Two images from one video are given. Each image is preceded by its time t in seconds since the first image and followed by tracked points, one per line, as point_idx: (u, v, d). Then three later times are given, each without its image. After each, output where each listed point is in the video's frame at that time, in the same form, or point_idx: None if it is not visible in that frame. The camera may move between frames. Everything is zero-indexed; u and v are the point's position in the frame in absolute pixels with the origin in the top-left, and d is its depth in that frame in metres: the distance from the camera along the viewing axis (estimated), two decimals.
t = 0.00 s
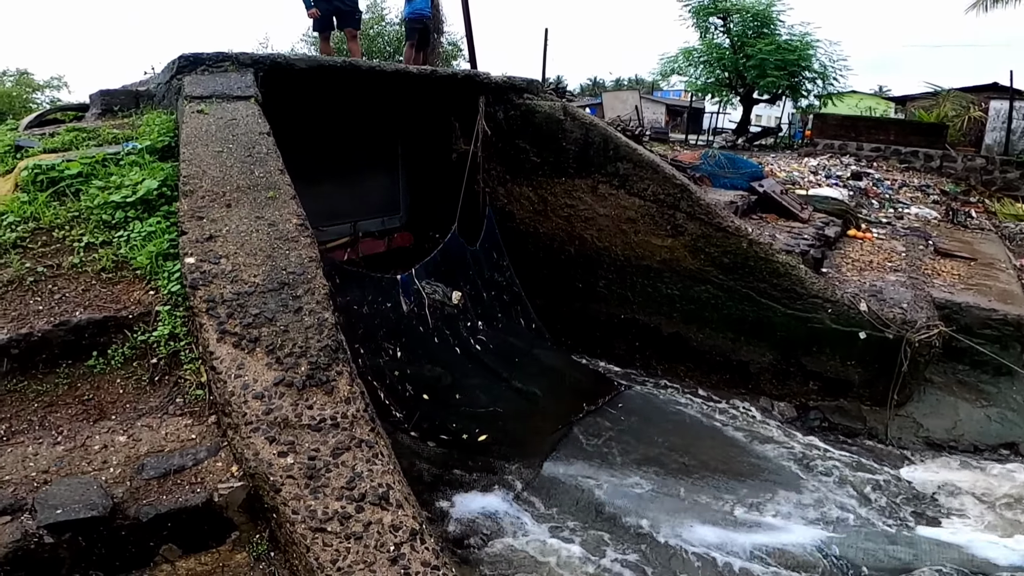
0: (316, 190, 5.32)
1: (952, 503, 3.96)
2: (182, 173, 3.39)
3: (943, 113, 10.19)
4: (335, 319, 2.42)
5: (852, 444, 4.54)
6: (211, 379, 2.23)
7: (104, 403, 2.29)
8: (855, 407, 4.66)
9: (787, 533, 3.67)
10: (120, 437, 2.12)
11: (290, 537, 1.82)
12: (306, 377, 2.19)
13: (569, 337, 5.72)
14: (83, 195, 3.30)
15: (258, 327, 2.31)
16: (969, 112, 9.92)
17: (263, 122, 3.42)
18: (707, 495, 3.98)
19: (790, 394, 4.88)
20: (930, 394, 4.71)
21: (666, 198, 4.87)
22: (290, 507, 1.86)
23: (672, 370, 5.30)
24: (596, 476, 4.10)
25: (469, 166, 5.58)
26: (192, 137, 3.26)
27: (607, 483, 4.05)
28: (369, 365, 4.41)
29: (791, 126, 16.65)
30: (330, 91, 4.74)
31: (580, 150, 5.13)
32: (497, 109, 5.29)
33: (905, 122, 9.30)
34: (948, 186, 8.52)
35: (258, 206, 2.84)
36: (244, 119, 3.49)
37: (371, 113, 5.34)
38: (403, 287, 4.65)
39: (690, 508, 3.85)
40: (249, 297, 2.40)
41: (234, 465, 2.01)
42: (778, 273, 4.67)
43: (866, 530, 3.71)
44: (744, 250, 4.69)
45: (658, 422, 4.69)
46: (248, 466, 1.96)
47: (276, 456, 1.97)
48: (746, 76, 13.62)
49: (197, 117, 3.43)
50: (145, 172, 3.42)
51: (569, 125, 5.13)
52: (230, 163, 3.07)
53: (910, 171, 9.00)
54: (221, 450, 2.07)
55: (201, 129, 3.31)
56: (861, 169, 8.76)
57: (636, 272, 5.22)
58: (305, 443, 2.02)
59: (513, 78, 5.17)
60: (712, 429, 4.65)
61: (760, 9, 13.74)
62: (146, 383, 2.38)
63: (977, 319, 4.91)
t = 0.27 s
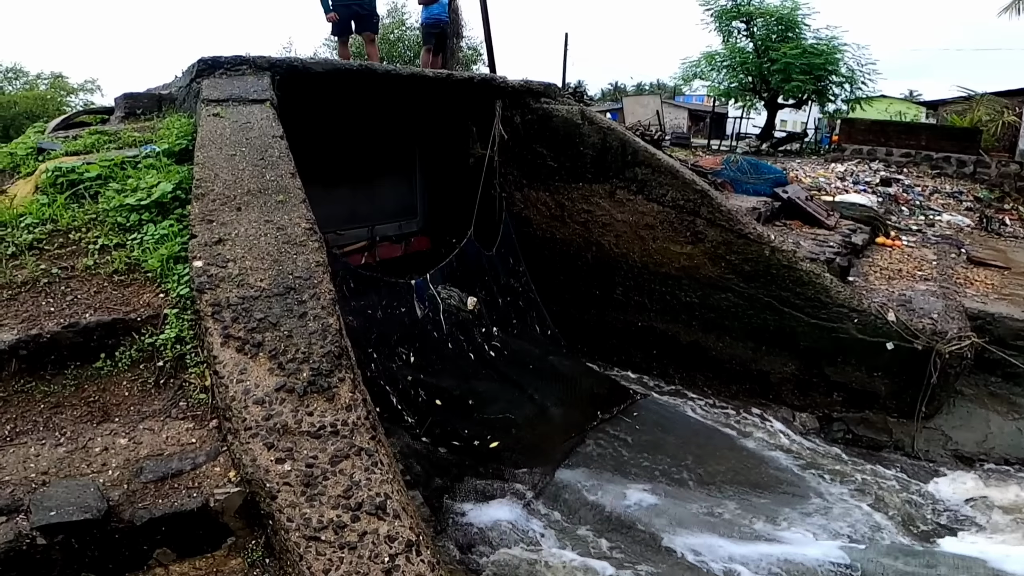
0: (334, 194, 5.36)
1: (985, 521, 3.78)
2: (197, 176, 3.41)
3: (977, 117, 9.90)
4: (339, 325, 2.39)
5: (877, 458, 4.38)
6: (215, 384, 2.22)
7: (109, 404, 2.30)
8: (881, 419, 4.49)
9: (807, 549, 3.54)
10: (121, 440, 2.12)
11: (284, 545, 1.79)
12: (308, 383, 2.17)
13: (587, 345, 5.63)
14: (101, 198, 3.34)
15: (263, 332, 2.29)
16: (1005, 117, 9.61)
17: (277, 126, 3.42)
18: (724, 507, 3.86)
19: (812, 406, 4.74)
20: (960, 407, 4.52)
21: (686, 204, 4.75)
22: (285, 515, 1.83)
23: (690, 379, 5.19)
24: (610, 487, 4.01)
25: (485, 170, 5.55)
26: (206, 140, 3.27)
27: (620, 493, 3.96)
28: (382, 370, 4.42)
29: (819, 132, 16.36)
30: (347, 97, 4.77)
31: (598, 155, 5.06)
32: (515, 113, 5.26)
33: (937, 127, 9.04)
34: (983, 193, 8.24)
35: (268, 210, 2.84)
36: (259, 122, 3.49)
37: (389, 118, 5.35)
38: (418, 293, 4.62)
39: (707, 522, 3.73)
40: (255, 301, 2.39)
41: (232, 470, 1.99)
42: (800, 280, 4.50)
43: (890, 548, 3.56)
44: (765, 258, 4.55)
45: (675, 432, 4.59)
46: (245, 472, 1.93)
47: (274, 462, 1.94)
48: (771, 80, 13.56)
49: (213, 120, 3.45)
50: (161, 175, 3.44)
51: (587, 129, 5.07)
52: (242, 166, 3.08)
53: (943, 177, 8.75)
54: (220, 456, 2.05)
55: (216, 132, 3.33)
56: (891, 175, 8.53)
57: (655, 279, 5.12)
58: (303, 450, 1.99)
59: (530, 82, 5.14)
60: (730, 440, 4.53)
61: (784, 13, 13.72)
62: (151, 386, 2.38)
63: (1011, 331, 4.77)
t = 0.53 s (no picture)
0: (350, 199, 5.34)
1: None
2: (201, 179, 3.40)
3: None
4: (323, 329, 2.33)
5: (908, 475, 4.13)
6: (193, 388, 2.17)
7: (91, 405, 2.28)
8: (913, 435, 4.25)
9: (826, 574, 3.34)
10: (96, 442, 2.10)
11: (245, 554, 1.72)
12: (284, 389, 2.10)
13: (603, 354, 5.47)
14: (107, 200, 3.36)
15: (244, 336, 2.24)
16: None
17: (281, 129, 3.40)
18: (738, 526, 3.68)
19: (838, 422, 4.49)
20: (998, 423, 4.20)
21: (707, 211, 4.58)
22: (248, 523, 1.76)
23: (709, 391, 4.98)
24: (619, 501, 3.86)
25: (501, 176, 5.47)
26: (209, 142, 3.26)
27: (630, 506, 3.83)
28: (391, 375, 4.28)
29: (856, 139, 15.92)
30: (361, 101, 4.74)
31: (616, 160, 4.93)
32: (531, 118, 5.18)
33: (979, 132, 8.67)
34: None
35: (263, 212, 2.80)
36: (265, 125, 3.48)
37: (406, 123, 5.31)
38: (429, 299, 4.48)
39: (719, 541, 3.56)
40: (239, 304, 2.35)
41: (201, 476, 1.94)
42: (828, 291, 4.31)
43: None
44: (790, 267, 4.37)
45: (691, 446, 4.41)
46: (212, 478, 1.88)
47: (241, 468, 1.88)
48: (802, 86, 13.63)
49: (218, 123, 3.45)
50: (166, 178, 3.45)
51: (605, 134, 4.95)
52: (241, 169, 3.06)
53: (986, 184, 8.36)
54: (190, 461, 2.01)
55: (220, 135, 3.32)
56: (929, 182, 8.19)
57: (674, 288, 4.92)
58: (273, 458, 1.92)
59: (547, 86, 5.06)
60: (749, 455, 4.33)
61: (815, 16, 13.81)
62: (134, 388, 2.35)
63: None
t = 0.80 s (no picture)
0: (368, 206, 5.33)
1: None
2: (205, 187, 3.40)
3: None
4: (302, 344, 2.25)
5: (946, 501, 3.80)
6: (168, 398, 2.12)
7: (69, 413, 2.25)
8: (951, 457, 3.93)
9: None
10: (67, 450, 2.06)
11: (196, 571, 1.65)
12: (255, 404, 2.03)
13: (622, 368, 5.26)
14: (113, 207, 3.38)
15: (220, 348, 2.18)
16: None
17: (284, 136, 3.37)
18: (756, 553, 3.45)
19: (870, 443, 4.20)
20: None
21: (732, 222, 4.33)
22: (203, 539, 1.69)
23: (732, 408, 4.71)
24: (629, 522, 3.66)
25: (518, 184, 5.37)
26: (211, 150, 3.24)
27: (643, 525, 3.66)
28: (400, 387, 4.20)
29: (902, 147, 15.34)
30: (377, 107, 4.71)
31: (637, 168, 4.73)
32: (549, 125, 5.06)
33: None
34: None
35: (255, 221, 2.75)
36: (270, 132, 3.45)
37: (424, 131, 5.26)
38: (443, 309, 4.37)
39: (735, 566, 3.37)
40: (219, 315, 2.29)
41: (163, 489, 1.89)
42: (863, 307, 4.01)
43: None
44: (824, 282, 4.08)
45: (710, 465, 4.19)
46: (172, 491, 1.81)
47: (202, 481, 1.82)
48: (842, 92, 13.32)
49: (223, 130, 3.44)
50: (172, 185, 3.46)
51: (625, 141, 4.77)
52: (240, 177, 3.03)
53: None
54: (155, 472, 1.97)
55: (223, 142, 3.31)
56: (978, 192, 7.76)
57: (697, 301, 4.66)
58: (236, 473, 1.85)
59: (565, 93, 4.94)
60: (772, 476, 4.09)
61: (854, 23, 13.61)
62: (115, 397, 2.32)
63: None
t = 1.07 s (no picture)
0: (396, 218, 5.34)
1: None
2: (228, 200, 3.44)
3: None
4: (304, 360, 2.19)
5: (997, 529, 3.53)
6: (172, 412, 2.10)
7: (79, 422, 2.27)
8: (1001, 480, 3.68)
9: None
10: (71, 458, 2.07)
11: None
12: (254, 420, 2.00)
13: (651, 385, 5.09)
14: (141, 219, 3.44)
15: (224, 362, 2.15)
16: None
17: (303, 149, 3.39)
18: None
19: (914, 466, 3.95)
20: None
21: (768, 236, 4.15)
22: (190, 553, 1.66)
23: (766, 429, 4.49)
24: (651, 546, 3.52)
25: (546, 197, 5.31)
26: (232, 162, 3.28)
27: (667, 548, 3.52)
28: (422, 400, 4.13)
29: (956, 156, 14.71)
30: (402, 117, 4.73)
31: (667, 181, 4.58)
32: (576, 135, 4.99)
33: None
34: None
35: (269, 234, 2.75)
36: (291, 143, 3.48)
37: (452, 142, 5.26)
38: (466, 323, 4.30)
39: None
40: (225, 328, 2.28)
41: (157, 501, 1.87)
42: (910, 326, 3.76)
43: None
44: (866, 300, 3.85)
45: (741, 488, 3.99)
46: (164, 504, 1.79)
47: (194, 494, 1.79)
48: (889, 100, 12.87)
49: (246, 142, 3.49)
50: (196, 197, 3.51)
51: (654, 152, 4.64)
52: (257, 189, 3.05)
53: None
54: (153, 483, 1.95)
55: (245, 154, 3.35)
56: None
57: (729, 317, 4.48)
58: (229, 488, 1.82)
59: (592, 103, 4.88)
60: (807, 498, 3.89)
61: (900, 29, 13.19)
62: (124, 407, 2.33)
63: None
